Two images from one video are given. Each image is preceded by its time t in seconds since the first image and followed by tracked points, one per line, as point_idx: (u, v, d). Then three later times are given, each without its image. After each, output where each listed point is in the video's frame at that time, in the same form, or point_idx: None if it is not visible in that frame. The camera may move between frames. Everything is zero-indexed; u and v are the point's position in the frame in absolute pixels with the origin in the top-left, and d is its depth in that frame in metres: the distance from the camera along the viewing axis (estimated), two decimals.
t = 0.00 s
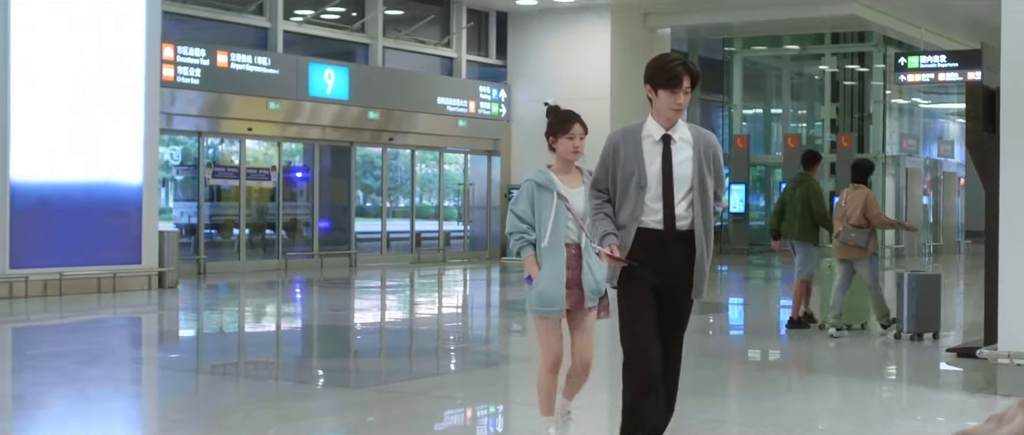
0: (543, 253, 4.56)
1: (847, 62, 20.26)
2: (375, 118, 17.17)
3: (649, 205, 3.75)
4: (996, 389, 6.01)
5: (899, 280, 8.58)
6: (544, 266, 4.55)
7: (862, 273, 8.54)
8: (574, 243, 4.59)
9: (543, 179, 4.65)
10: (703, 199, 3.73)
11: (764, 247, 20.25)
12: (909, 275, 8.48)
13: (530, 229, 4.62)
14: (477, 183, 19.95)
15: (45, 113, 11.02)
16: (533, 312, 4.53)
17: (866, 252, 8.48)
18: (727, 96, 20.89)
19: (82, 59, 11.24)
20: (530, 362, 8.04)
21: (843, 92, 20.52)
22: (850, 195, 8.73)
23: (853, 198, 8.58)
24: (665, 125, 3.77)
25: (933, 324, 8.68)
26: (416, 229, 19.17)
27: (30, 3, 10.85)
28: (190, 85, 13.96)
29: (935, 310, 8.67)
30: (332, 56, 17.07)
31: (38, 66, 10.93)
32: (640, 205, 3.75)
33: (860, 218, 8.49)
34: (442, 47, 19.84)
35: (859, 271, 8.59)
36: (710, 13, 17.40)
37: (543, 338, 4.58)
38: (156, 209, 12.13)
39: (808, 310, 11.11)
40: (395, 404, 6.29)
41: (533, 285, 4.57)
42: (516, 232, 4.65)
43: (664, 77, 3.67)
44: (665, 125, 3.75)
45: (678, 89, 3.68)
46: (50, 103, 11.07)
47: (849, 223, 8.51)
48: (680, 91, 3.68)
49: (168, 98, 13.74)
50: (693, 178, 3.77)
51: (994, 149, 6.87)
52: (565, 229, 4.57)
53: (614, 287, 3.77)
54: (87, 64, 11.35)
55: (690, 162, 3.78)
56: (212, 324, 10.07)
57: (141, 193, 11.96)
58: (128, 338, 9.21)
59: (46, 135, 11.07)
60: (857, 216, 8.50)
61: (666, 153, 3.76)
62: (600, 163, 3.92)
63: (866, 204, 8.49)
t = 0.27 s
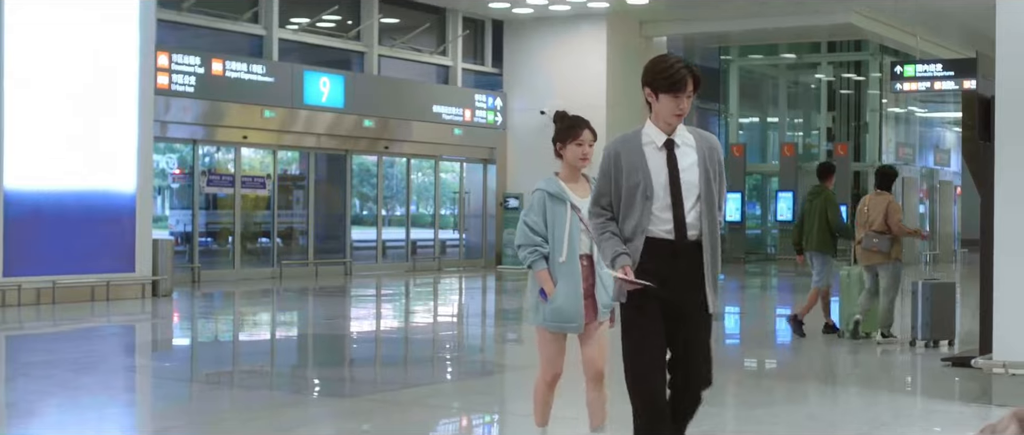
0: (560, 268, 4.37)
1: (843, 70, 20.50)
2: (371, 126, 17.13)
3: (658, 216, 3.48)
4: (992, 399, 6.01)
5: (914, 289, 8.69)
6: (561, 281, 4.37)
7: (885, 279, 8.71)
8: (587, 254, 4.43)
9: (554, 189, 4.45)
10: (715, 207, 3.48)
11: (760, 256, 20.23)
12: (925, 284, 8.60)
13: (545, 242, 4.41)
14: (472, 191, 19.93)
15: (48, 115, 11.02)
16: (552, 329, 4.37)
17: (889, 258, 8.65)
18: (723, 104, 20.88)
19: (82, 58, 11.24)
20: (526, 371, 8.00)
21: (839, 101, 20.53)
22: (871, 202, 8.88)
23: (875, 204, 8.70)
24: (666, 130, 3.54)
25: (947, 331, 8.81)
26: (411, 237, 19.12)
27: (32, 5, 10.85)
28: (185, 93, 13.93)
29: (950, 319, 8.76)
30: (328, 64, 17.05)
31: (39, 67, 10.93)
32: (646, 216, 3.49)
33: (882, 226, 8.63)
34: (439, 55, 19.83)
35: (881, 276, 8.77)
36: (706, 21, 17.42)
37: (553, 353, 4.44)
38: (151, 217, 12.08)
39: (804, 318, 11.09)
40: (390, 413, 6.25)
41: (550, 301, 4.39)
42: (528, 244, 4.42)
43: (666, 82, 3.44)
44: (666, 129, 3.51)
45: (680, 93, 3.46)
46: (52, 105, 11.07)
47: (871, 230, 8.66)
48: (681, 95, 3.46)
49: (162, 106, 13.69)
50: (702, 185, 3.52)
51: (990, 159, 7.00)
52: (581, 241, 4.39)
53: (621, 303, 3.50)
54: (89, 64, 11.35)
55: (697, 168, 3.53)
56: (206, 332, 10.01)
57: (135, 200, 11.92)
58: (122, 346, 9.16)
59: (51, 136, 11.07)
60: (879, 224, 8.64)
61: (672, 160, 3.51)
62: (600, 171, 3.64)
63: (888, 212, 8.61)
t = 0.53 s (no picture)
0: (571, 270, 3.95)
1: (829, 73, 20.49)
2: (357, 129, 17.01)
3: (658, 215, 3.18)
4: (975, 405, 6.01)
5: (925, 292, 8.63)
6: (571, 285, 3.94)
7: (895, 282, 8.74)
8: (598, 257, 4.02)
9: (562, 188, 4.07)
10: (720, 205, 3.16)
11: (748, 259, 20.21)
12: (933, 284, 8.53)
13: (552, 243, 4.00)
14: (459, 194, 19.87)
15: (37, 114, 10.97)
16: (563, 339, 3.93)
17: (900, 262, 8.63)
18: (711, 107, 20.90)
19: (83, 55, 11.31)
20: (514, 374, 7.96)
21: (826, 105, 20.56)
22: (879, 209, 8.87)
23: (884, 209, 8.75)
24: (671, 125, 3.24)
25: (959, 333, 8.74)
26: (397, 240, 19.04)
27: (36, 3, 10.94)
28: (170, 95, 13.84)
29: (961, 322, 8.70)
30: (314, 66, 16.99)
31: (39, 64, 10.98)
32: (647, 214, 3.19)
33: (893, 231, 8.63)
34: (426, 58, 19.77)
35: (890, 281, 8.76)
36: (694, 24, 17.43)
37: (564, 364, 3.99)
38: (135, 220, 12.01)
39: (792, 321, 11.07)
40: (377, 417, 6.20)
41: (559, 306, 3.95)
42: (534, 247, 4.02)
43: (676, 76, 3.11)
44: (672, 124, 3.22)
45: (690, 89, 3.14)
46: (41, 103, 11.02)
47: (882, 235, 8.65)
48: (692, 91, 3.14)
49: (147, 108, 13.61)
50: (707, 181, 3.21)
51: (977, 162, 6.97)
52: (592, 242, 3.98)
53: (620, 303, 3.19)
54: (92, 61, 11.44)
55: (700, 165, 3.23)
56: (192, 336, 9.95)
57: (120, 204, 11.84)
58: (106, 348, 9.12)
59: (44, 134, 11.03)
60: (889, 229, 8.64)
61: (676, 154, 3.20)
62: (598, 164, 3.31)
63: (898, 216, 8.63)
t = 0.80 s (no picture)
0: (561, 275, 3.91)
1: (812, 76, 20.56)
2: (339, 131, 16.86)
3: (662, 219, 3.04)
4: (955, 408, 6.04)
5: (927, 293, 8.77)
6: (561, 289, 3.91)
7: (898, 281, 9.07)
8: (589, 263, 3.98)
9: (557, 191, 4.02)
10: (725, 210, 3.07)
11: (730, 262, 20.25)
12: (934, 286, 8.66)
13: (543, 247, 3.96)
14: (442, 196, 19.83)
15: (18, 114, 10.88)
16: (551, 344, 3.90)
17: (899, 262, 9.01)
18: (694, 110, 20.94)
19: (69, 58, 11.26)
20: (498, 377, 7.91)
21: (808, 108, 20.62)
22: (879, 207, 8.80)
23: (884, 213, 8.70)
24: (681, 127, 3.09)
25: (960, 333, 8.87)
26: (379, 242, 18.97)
27: (39, 3, 11.00)
28: (151, 97, 13.74)
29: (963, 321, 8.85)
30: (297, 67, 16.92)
31: (28, 62, 10.96)
32: (651, 218, 3.05)
33: (892, 231, 8.96)
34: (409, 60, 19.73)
35: (890, 279, 9.18)
36: (676, 27, 17.47)
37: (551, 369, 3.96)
38: (115, 222, 11.92)
39: (776, 323, 11.08)
40: (361, 419, 6.17)
41: (547, 312, 3.91)
42: (525, 249, 3.97)
43: (684, 80, 2.96)
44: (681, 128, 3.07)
45: (698, 94, 2.98)
46: (22, 103, 10.93)
47: (882, 236, 9.03)
48: (699, 95, 2.98)
49: (129, 110, 13.54)
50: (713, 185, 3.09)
51: (957, 164, 6.97)
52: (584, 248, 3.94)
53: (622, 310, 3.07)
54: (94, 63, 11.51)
55: (710, 171, 3.09)
56: (174, 338, 9.88)
57: (100, 206, 11.72)
58: (86, 350, 9.05)
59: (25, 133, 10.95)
60: (889, 229, 8.97)
61: (686, 160, 3.06)
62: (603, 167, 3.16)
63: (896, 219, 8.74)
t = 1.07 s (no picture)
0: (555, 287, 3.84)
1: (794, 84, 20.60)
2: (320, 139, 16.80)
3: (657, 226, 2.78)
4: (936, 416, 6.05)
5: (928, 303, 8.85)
6: (555, 302, 3.83)
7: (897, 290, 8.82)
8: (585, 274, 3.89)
9: (550, 199, 3.94)
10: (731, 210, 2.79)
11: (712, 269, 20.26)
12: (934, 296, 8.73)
13: (537, 258, 3.89)
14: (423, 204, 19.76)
15: None
16: (547, 359, 3.82)
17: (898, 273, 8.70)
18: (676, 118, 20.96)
19: (49, 65, 11.20)
20: (481, 386, 7.84)
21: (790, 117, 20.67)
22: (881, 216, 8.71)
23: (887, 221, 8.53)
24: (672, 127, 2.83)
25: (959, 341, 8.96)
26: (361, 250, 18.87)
27: (40, 4, 11.11)
28: (131, 104, 13.64)
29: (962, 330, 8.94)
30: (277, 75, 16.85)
31: (7, 68, 10.86)
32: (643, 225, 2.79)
33: (893, 242, 8.63)
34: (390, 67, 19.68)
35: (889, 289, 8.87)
36: (657, 34, 17.50)
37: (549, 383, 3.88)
38: (94, 231, 11.80)
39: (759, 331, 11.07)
40: (344, 429, 6.11)
41: (541, 325, 3.84)
42: (519, 261, 3.90)
43: (656, 77, 2.71)
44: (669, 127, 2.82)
45: (674, 90, 2.72)
46: None
47: (882, 246, 8.67)
48: (670, 94, 2.74)
49: (110, 117, 13.43)
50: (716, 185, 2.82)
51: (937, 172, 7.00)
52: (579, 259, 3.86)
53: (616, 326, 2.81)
54: (91, 63, 11.61)
55: (712, 169, 2.83)
56: (155, 347, 9.78)
57: (79, 215, 11.63)
58: (65, 358, 8.95)
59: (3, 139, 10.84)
60: (890, 240, 8.62)
61: (682, 161, 2.81)
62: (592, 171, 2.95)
63: (898, 229, 8.54)
